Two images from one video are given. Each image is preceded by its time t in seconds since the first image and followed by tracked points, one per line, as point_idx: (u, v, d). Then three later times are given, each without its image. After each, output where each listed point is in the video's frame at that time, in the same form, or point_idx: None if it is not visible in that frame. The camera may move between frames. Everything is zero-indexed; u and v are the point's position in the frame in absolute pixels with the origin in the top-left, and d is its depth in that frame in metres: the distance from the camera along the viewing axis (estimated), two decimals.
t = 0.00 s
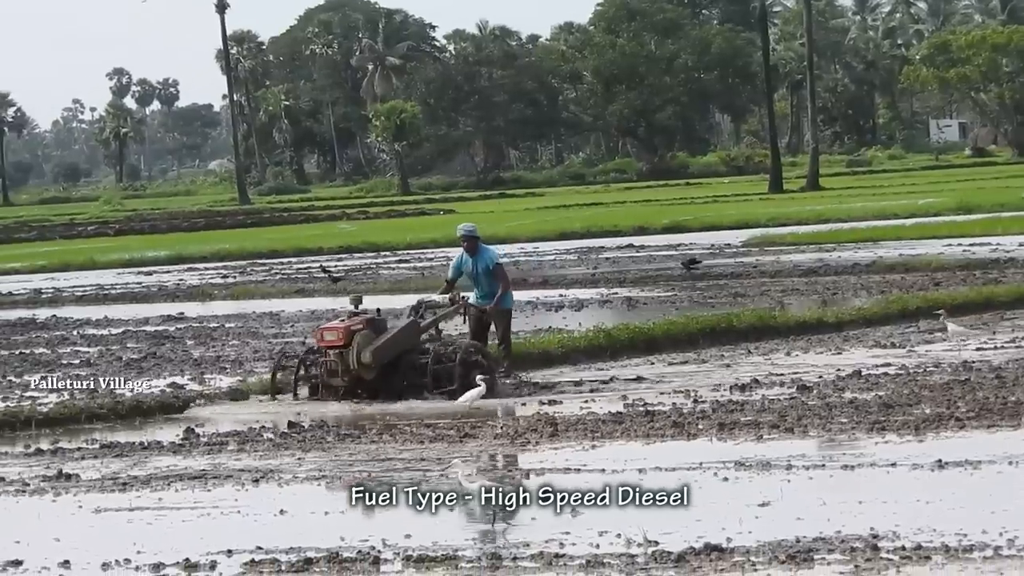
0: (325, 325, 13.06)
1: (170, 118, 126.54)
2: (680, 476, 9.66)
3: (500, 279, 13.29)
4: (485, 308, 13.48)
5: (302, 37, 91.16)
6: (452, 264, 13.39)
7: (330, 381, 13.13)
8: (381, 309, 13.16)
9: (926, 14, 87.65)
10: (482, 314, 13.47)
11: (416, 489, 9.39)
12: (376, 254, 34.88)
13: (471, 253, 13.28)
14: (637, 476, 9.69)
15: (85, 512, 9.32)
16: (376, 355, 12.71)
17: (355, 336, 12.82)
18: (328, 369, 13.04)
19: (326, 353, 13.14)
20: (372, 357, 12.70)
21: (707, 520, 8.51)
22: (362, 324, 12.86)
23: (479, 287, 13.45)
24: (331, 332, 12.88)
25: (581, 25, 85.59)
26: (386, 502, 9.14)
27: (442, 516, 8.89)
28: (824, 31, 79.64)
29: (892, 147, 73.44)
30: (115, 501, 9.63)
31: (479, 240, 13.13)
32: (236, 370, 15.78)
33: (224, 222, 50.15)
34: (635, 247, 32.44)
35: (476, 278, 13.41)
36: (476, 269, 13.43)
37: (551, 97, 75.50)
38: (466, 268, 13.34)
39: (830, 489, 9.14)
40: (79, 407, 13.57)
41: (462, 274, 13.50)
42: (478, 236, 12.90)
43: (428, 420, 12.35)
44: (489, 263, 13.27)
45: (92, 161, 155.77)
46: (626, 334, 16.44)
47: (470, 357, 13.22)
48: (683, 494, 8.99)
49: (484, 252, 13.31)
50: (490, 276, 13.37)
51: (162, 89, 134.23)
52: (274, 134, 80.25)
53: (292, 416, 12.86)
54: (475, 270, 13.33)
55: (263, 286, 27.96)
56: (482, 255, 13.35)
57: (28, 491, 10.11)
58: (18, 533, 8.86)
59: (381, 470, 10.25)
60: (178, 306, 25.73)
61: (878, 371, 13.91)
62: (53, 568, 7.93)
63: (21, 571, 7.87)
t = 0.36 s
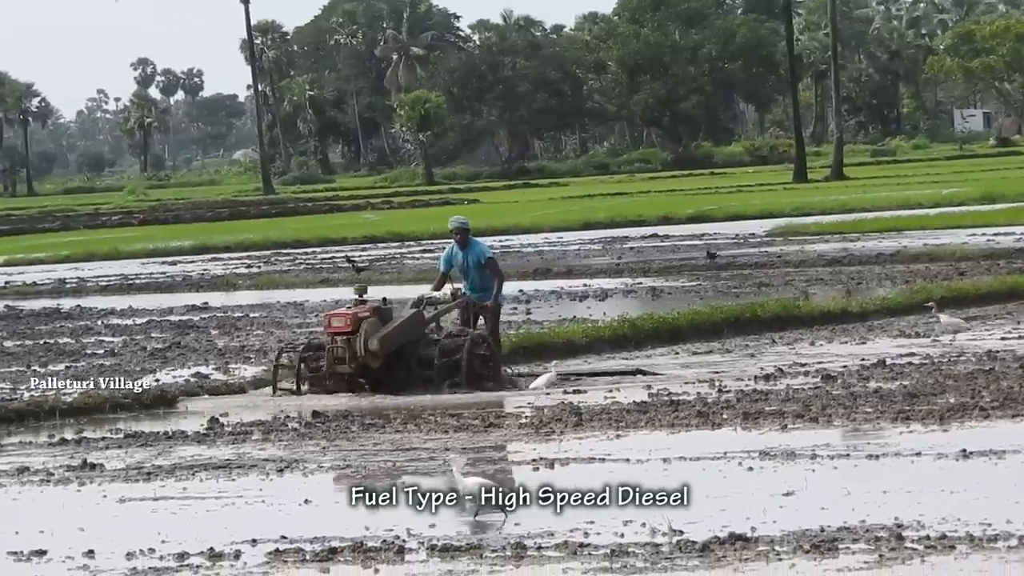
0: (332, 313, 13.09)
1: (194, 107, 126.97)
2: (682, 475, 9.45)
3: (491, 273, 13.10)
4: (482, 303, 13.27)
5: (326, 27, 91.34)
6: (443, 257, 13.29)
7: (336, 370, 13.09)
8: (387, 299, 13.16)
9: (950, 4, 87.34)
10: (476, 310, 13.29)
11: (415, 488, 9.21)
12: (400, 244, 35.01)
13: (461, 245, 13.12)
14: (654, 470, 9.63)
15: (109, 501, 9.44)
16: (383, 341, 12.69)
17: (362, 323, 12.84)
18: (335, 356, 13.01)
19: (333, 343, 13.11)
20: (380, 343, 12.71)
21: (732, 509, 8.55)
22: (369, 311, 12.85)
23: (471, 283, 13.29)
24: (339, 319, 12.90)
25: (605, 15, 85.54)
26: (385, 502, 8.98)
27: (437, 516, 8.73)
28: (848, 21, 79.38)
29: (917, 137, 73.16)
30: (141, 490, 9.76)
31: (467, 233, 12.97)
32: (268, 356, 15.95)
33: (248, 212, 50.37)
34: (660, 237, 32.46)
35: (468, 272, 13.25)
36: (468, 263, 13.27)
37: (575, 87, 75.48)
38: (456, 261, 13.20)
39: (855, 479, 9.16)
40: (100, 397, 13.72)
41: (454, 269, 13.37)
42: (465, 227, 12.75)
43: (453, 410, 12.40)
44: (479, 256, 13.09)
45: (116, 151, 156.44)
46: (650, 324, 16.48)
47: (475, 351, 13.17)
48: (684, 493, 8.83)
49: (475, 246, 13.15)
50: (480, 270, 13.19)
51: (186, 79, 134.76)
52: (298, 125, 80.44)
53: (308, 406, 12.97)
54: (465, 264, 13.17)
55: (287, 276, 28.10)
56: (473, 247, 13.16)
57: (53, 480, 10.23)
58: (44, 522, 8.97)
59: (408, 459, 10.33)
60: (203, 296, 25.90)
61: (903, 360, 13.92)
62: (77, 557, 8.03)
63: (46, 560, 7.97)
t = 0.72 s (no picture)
0: (326, 307, 12.92)
1: (213, 100, 127.25)
2: (693, 472, 9.42)
3: (480, 267, 12.96)
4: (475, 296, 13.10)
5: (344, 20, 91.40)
6: (429, 251, 13.08)
7: (331, 365, 12.98)
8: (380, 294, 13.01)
9: None
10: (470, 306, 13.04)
11: (414, 488, 9.13)
12: (418, 237, 35.08)
13: (450, 238, 12.94)
14: (671, 465, 9.65)
15: (128, 494, 9.52)
16: (377, 338, 12.53)
17: (356, 320, 12.68)
18: (330, 352, 12.89)
19: (326, 337, 12.98)
20: (374, 340, 12.56)
21: (751, 503, 8.59)
22: (363, 306, 12.70)
23: (457, 276, 13.10)
24: (333, 315, 12.74)
25: (623, 7, 85.38)
26: (385, 502, 8.90)
27: (434, 516, 8.64)
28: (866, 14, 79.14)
29: (936, 130, 72.85)
30: (158, 483, 9.83)
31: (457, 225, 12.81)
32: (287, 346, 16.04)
33: (267, 205, 50.49)
34: (679, 230, 32.45)
35: (454, 266, 13.07)
36: (453, 257, 13.10)
37: (594, 80, 75.41)
38: (443, 255, 13.00)
39: (873, 472, 9.19)
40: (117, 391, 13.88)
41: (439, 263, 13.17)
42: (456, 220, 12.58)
43: (467, 404, 12.44)
44: (468, 250, 12.93)
45: (135, 143, 156.90)
46: (669, 317, 16.48)
47: (470, 348, 13.11)
48: (683, 493, 8.71)
49: (462, 239, 12.99)
50: (468, 264, 13.04)
51: (205, 71, 135.06)
52: (317, 117, 80.56)
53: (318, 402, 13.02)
54: (453, 256, 12.98)
55: (306, 268, 28.19)
56: (461, 241, 13.01)
57: (72, 472, 10.31)
58: (63, 515, 9.05)
59: (426, 452, 10.38)
60: (222, 288, 26.00)
61: (921, 354, 13.92)
62: (96, 550, 8.11)
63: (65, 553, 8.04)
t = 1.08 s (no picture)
0: (319, 307, 12.84)
1: (232, 96, 127.55)
2: (709, 468, 9.43)
3: (471, 262, 13.12)
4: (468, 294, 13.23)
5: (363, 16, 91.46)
6: (422, 246, 13.26)
7: (325, 365, 12.90)
8: (374, 292, 12.91)
9: None
10: (463, 303, 13.18)
11: (415, 488, 9.11)
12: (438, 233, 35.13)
13: (441, 234, 13.08)
14: (688, 461, 9.67)
15: (147, 489, 9.59)
16: (372, 339, 12.43)
17: (350, 319, 12.59)
18: (323, 352, 12.81)
19: (319, 335, 12.89)
20: (368, 340, 12.48)
21: (770, 499, 8.60)
22: (358, 306, 12.60)
23: (449, 273, 13.24)
24: (326, 314, 12.65)
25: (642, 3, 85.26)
26: (385, 502, 8.87)
27: (434, 517, 8.62)
28: (885, 10, 78.87)
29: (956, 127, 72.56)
30: (177, 479, 9.90)
31: (446, 223, 12.93)
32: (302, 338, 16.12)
33: (285, 201, 50.58)
34: (698, 226, 32.42)
35: (447, 261, 13.23)
36: (445, 252, 13.25)
37: (613, 76, 75.35)
38: (435, 250, 13.16)
39: (890, 468, 9.19)
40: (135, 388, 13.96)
41: (432, 258, 13.33)
42: (446, 218, 12.70)
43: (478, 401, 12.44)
44: (458, 246, 13.08)
45: (154, 140, 157.12)
46: (687, 314, 16.49)
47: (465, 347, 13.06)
48: (683, 493, 8.67)
49: (453, 235, 13.11)
50: (460, 259, 13.18)
51: (224, 67, 135.29)
52: (336, 113, 80.68)
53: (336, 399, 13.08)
54: (445, 252, 13.13)
55: (325, 264, 28.25)
56: (451, 237, 13.15)
57: (91, 468, 10.39)
58: (82, 510, 9.11)
59: (443, 448, 10.42)
60: (241, 284, 26.07)
61: (941, 350, 13.92)
62: (115, 545, 8.17)
63: (84, 548, 8.11)
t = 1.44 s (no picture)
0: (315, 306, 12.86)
1: (255, 93, 127.76)
2: (732, 466, 9.46)
3: (467, 261, 12.96)
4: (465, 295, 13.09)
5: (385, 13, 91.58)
6: (421, 245, 13.12)
7: (320, 364, 12.93)
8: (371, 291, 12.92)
9: None
10: (460, 303, 13.08)
11: (416, 487, 9.12)
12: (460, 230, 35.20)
13: (439, 232, 12.96)
14: (711, 459, 9.69)
15: (168, 486, 9.68)
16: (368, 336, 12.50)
17: (345, 317, 12.61)
18: (318, 350, 12.84)
19: (315, 334, 12.91)
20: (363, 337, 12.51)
21: (792, 497, 8.63)
22: (353, 304, 12.62)
23: (448, 272, 13.11)
24: (322, 312, 12.67)
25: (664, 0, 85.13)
26: (385, 501, 8.86)
27: (435, 515, 8.64)
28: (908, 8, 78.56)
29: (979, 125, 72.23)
30: (199, 475, 9.99)
31: (445, 219, 12.81)
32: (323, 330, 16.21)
33: (307, 198, 50.72)
34: (720, 224, 32.39)
35: (445, 261, 13.09)
36: (445, 252, 13.10)
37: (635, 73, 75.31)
38: (435, 249, 13.02)
39: (912, 467, 9.21)
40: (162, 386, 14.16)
41: (432, 256, 13.20)
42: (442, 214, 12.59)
43: (494, 399, 12.49)
44: (457, 245, 12.94)
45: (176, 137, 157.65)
46: (709, 311, 16.51)
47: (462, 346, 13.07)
48: (684, 493, 8.65)
49: (452, 233, 13.00)
50: (458, 259, 13.04)
51: (246, 64, 135.71)
52: (358, 111, 80.85)
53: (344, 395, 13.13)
54: (444, 251, 13.00)
55: (346, 261, 28.33)
56: (450, 236, 13.01)
57: (113, 465, 10.48)
58: (105, 507, 9.22)
59: (466, 446, 10.48)
60: (263, 282, 26.18)
61: (963, 348, 13.91)
62: (137, 543, 8.25)
63: (106, 546, 8.20)
